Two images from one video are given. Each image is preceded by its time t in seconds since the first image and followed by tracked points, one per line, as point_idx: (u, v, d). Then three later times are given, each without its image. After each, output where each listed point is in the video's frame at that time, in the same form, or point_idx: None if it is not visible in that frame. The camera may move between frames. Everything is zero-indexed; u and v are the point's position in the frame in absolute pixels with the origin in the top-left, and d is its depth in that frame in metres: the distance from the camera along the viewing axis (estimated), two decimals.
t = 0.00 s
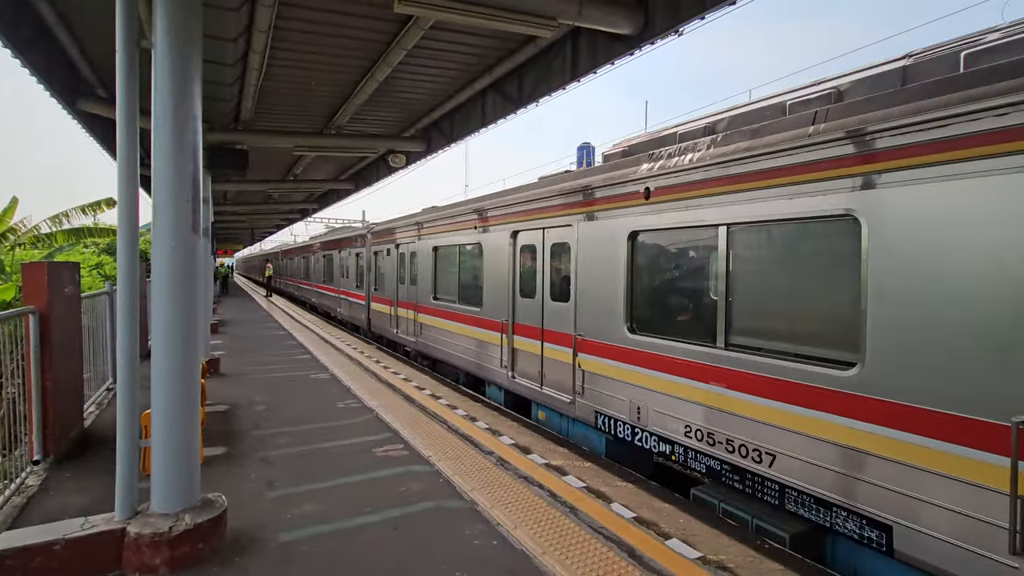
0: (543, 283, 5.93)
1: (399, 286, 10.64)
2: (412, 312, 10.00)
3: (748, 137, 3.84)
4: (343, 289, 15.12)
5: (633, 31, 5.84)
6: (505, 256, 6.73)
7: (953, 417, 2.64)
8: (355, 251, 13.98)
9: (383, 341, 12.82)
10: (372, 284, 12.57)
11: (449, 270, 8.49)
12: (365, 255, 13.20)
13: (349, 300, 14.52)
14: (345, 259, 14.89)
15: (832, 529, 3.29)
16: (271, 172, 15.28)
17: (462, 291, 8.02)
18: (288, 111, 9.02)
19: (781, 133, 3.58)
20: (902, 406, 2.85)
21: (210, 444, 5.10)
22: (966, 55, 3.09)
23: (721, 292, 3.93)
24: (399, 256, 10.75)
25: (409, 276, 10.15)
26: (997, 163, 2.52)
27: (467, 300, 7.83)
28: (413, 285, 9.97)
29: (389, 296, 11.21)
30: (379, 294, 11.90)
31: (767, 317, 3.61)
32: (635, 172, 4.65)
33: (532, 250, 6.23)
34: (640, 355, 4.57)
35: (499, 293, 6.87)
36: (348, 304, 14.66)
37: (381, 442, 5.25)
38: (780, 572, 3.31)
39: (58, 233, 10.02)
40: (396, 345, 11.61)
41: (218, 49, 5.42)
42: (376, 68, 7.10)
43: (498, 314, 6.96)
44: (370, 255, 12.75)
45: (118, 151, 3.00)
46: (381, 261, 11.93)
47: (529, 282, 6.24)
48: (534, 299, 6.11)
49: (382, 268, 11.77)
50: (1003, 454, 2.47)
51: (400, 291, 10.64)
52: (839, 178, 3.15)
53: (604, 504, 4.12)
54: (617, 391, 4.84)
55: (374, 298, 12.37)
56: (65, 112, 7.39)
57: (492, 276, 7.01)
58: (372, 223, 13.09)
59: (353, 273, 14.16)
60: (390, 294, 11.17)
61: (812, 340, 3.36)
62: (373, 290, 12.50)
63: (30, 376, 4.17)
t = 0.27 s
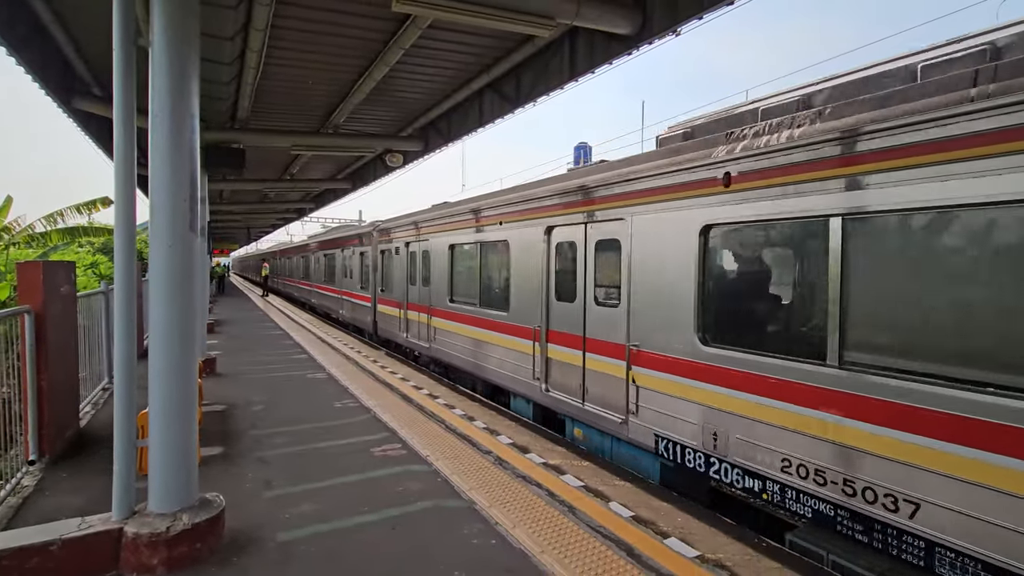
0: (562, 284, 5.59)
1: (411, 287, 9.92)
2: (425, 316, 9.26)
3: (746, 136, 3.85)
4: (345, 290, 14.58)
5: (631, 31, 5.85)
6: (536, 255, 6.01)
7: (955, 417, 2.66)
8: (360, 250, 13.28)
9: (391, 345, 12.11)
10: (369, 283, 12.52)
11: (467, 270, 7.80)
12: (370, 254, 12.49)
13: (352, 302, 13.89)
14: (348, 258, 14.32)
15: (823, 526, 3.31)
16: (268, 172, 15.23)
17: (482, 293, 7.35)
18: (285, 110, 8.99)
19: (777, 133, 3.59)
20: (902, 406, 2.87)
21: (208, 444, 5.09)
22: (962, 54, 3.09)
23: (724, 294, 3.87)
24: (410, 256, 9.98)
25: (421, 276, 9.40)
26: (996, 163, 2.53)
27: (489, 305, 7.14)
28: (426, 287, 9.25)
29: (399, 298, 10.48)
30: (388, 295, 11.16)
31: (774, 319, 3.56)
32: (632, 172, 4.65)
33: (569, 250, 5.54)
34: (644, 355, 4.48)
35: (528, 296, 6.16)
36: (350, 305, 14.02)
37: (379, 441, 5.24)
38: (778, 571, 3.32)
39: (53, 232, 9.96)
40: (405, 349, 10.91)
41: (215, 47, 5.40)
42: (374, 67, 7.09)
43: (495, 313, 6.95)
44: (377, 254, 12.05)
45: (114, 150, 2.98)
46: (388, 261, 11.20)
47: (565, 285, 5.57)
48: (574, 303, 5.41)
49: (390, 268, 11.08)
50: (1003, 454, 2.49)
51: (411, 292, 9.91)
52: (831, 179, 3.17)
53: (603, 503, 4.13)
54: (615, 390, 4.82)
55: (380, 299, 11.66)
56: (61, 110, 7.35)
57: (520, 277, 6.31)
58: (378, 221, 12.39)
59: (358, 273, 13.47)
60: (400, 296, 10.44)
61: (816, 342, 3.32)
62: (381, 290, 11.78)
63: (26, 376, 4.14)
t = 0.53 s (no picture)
0: (558, 284, 5.60)
1: (423, 289, 9.21)
2: (441, 320, 8.53)
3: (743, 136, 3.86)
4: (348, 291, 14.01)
5: (629, 31, 5.85)
6: (576, 254, 5.29)
7: (953, 416, 2.67)
8: (365, 249, 12.59)
9: (399, 349, 11.42)
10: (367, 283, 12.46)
11: (490, 270, 7.09)
12: (377, 253, 11.73)
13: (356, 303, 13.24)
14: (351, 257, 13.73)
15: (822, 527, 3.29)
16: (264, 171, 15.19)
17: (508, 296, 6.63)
18: (282, 109, 8.97)
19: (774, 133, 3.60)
20: (901, 405, 2.86)
21: (204, 444, 5.07)
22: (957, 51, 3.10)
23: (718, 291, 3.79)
24: (423, 255, 9.25)
25: (437, 277, 8.65)
26: (992, 162, 2.54)
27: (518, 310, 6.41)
28: (441, 288, 8.53)
29: (396, 298, 10.46)
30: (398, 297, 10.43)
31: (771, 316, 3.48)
32: (629, 171, 4.65)
33: (615, 248, 4.85)
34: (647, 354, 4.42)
35: (566, 300, 5.44)
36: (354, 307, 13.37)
37: (377, 441, 5.23)
38: (776, 570, 3.32)
39: (47, 232, 9.90)
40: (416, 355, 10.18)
41: (212, 46, 5.38)
42: (372, 66, 7.07)
43: (493, 313, 6.95)
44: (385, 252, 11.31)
45: (111, 150, 2.96)
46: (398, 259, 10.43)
47: (611, 289, 4.88)
48: (623, 309, 4.71)
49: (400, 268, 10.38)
50: (1002, 452, 2.49)
51: (423, 294, 9.19)
52: (828, 179, 3.18)
53: (600, 502, 4.13)
54: (613, 389, 4.82)
55: (388, 301, 10.95)
56: (55, 109, 7.30)
57: (555, 279, 5.60)
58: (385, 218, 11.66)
59: (362, 273, 12.80)
60: (411, 298, 9.70)
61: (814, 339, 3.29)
62: (390, 291, 11.03)
63: (20, 376, 4.11)
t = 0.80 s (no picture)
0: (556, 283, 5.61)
1: (437, 290, 8.53)
2: (459, 325, 7.81)
3: (741, 135, 3.85)
4: (350, 292, 13.41)
5: (627, 31, 5.86)
6: (627, 253, 4.63)
7: (949, 414, 2.68)
8: (371, 247, 11.90)
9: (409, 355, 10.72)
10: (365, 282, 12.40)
11: (518, 271, 6.41)
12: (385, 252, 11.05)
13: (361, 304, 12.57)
14: (355, 256, 13.11)
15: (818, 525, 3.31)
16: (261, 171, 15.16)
17: (540, 300, 5.96)
18: (279, 108, 8.94)
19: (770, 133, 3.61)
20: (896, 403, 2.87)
21: (201, 444, 5.05)
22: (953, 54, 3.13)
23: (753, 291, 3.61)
24: (438, 254, 8.52)
25: (454, 278, 7.95)
26: (987, 162, 2.55)
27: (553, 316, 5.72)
28: (458, 290, 7.83)
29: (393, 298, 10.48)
30: (409, 299, 9.71)
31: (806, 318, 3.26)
32: (627, 171, 4.66)
33: (675, 246, 4.22)
34: (652, 354, 4.39)
35: (614, 305, 4.77)
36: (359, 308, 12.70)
37: (374, 441, 5.22)
38: (773, 569, 3.33)
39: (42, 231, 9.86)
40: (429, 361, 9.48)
41: (208, 44, 5.36)
42: (369, 65, 7.07)
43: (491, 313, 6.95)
44: (394, 251, 10.60)
45: (107, 150, 2.95)
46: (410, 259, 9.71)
47: (670, 292, 4.25)
48: (687, 316, 4.08)
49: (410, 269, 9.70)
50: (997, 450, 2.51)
51: (438, 296, 8.49)
52: (823, 178, 3.20)
53: (598, 502, 4.14)
54: (612, 389, 4.81)
55: (397, 303, 10.27)
56: (50, 107, 7.26)
57: (599, 282, 4.95)
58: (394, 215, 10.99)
59: (367, 273, 12.12)
60: (424, 301, 9.00)
61: (853, 346, 3.03)
62: (399, 293, 10.31)
63: (15, 376, 4.09)
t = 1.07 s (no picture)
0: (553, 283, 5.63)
1: (454, 292, 7.88)
2: (480, 331, 7.19)
3: (737, 135, 3.86)
4: (355, 294, 12.82)
5: (623, 31, 5.87)
6: (693, 250, 4.00)
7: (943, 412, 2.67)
8: (379, 247, 11.29)
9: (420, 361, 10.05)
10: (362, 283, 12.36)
11: (550, 271, 5.77)
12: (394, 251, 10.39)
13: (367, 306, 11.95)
14: (360, 255, 12.52)
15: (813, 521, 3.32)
16: (257, 171, 15.13)
17: (581, 304, 5.31)
18: (276, 108, 8.93)
19: (767, 133, 3.62)
20: (892, 399, 2.87)
21: (197, 445, 5.03)
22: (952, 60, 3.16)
23: (800, 294, 3.35)
24: (457, 253, 7.85)
25: (476, 279, 7.29)
26: (983, 162, 2.56)
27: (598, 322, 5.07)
28: (479, 292, 7.18)
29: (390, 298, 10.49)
30: (421, 302, 9.05)
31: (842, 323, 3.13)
32: (624, 171, 4.67)
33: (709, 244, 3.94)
34: (649, 354, 4.40)
35: (674, 311, 4.14)
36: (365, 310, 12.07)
37: (371, 441, 5.22)
38: (770, 568, 3.34)
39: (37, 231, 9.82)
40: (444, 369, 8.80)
41: (205, 44, 5.35)
42: (366, 65, 7.06)
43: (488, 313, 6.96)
44: (405, 250, 9.95)
45: (103, 149, 2.94)
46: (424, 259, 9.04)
47: (746, 296, 3.66)
48: (771, 324, 3.49)
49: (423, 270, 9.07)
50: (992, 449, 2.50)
51: (456, 298, 7.83)
52: (820, 178, 3.21)
53: (596, 502, 4.14)
54: (610, 388, 4.83)
55: (408, 305, 9.62)
56: (46, 107, 7.22)
57: (655, 283, 4.32)
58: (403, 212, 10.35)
59: (374, 274, 11.50)
60: (439, 304, 8.35)
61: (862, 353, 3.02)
62: (411, 295, 9.64)
63: (10, 377, 4.07)
